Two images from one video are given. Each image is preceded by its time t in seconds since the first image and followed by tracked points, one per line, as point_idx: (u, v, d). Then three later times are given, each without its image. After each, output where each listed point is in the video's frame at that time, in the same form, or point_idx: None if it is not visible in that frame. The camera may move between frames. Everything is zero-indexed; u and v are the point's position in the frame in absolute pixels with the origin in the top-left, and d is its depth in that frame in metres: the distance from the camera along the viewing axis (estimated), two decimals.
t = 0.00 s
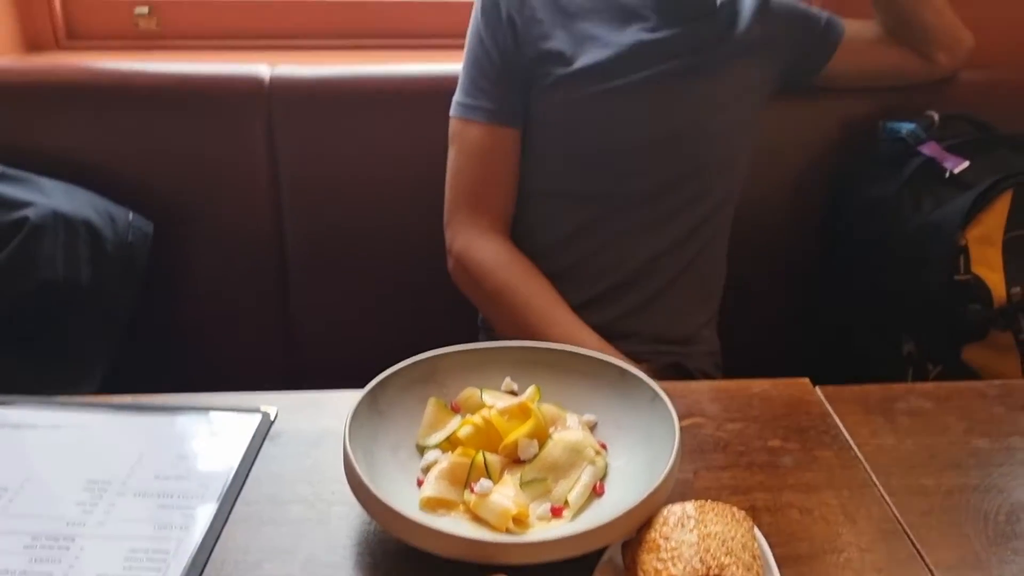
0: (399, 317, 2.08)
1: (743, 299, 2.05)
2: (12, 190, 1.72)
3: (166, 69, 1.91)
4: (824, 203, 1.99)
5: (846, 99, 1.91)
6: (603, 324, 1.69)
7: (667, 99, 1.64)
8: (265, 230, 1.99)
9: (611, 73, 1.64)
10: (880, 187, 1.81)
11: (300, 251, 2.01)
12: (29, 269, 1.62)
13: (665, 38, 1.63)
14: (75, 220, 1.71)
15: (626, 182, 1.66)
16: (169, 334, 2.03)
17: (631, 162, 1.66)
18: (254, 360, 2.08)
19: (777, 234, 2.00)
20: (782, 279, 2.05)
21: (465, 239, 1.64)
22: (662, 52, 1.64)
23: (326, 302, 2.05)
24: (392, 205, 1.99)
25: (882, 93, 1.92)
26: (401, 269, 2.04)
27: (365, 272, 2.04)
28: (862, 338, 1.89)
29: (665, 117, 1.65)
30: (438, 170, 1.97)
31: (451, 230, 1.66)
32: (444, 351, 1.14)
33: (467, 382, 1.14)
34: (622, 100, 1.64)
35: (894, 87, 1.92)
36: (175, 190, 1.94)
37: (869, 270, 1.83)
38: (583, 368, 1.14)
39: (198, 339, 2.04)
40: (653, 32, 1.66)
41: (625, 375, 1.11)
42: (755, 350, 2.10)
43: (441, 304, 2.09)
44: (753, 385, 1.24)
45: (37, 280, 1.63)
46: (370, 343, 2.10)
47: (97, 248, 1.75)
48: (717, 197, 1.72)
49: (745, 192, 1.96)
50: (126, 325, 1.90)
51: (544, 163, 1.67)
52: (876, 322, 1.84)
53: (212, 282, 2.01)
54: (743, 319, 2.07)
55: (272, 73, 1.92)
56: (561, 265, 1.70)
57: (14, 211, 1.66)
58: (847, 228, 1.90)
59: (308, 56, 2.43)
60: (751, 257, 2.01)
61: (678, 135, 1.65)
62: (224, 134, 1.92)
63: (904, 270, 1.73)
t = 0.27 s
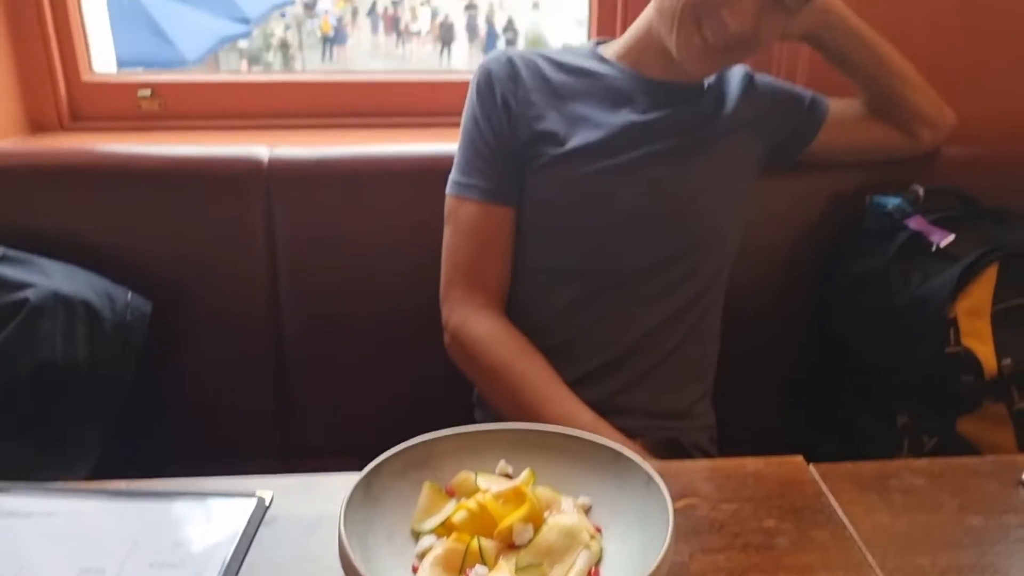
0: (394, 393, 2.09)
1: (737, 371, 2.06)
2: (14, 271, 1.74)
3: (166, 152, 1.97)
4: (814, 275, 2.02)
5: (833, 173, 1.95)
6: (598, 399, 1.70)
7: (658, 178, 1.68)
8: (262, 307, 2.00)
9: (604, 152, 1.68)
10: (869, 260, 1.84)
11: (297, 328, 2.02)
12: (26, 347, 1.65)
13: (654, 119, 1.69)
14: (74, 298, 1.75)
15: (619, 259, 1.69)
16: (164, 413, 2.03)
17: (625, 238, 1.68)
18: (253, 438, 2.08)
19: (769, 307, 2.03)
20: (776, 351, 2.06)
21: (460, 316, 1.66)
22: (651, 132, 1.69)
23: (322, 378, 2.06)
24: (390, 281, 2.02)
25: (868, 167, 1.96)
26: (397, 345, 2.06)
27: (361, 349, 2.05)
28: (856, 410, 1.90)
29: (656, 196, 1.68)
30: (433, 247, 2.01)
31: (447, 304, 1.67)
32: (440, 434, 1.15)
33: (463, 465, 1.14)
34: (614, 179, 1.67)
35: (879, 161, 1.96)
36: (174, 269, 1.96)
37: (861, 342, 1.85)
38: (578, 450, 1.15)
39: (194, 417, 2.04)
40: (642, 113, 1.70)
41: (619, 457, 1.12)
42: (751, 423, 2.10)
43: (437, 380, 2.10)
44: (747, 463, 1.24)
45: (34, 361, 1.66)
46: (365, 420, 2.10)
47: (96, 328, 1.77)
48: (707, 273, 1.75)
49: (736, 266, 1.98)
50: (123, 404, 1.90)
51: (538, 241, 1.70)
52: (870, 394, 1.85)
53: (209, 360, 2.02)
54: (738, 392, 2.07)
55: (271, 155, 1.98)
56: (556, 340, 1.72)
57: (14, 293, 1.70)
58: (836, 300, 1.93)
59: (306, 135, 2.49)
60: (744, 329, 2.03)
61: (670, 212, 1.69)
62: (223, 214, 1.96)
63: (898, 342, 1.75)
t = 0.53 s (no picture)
0: (385, 483, 2.08)
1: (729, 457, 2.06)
2: (6, 365, 1.75)
3: (162, 244, 2.01)
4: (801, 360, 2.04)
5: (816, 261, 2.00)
6: (589, 489, 1.70)
7: (644, 269, 1.71)
8: (253, 397, 2.01)
9: (592, 243, 1.71)
10: (854, 346, 1.86)
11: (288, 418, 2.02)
12: (15, 444, 1.64)
13: (639, 212, 1.73)
14: (66, 392, 1.75)
15: (608, 348, 1.70)
16: (152, 506, 2.02)
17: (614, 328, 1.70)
18: (242, 532, 2.05)
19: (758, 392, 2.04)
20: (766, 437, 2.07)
21: (451, 407, 1.66)
22: (637, 224, 1.73)
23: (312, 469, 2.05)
24: (381, 370, 2.03)
25: (848, 255, 2.01)
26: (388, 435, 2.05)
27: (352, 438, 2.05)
28: (848, 497, 1.89)
29: (644, 286, 1.71)
30: (424, 337, 2.03)
31: (439, 395, 1.68)
32: (428, 533, 1.15)
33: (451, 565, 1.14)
34: (601, 271, 1.70)
35: (860, 250, 2.02)
36: (165, 360, 1.98)
37: (849, 428, 1.86)
38: (567, 548, 1.15)
39: (182, 510, 2.03)
40: (628, 206, 1.75)
41: (608, 555, 1.12)
42: (743, 510, 2.09)
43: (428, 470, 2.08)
44: (738, 558, 1.24)
45: (24, 454, 1.64)
46: (355, 511, 2.08)
47: (85, 422, 1.77)
48: (696, 362, 1.77)
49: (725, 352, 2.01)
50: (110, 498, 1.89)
51: (527, 330, 1.72)
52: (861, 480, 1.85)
53: (199, 451, 2.01)
54: (730, 478, 2.07)
55: (265, 248, 2.02)
56: (546, 430, 1.73)
57: (6, 387, 1.69)
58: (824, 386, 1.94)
59: (300, 225, 2.53)
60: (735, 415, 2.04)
61: (657, 302, 1.72)
62: (216, 306, 1.98)
63: (887, 427, 1.75)
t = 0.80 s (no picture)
0: (374, 563, 2.05)
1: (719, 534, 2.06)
2: None
3: (154, 323, 2.04)
4: (787, 436, 2.06)
5: (799, 338, 2.04)
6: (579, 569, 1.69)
7: (631, 348, 1.74)
8: (241, 476, 2.00)
9: (580, 323, 1.74)
10: (840, 421, 1.88)
11: (276, 497, 2.01)
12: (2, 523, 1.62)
13: (625, 292, 1.77)
14: (53, 472, 1.74)
15: (597, 427, 1.72)
16: None
17: (602, 406, 1.72)
18: None
19: (745, 468, 2.05)
20: (755, 513, 2.07)
21: (441, 485, 1.66)
22: (623, 304, 1.77)
23: (299, 549, 2.02)
24: (370, 448, 2.03)
25: (831, 331, 2.05)
26: (377, 513, 2.04)
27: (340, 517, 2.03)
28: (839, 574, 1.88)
29: (632, 364, 1.73)
30: (413, 414, 2.04)
31: (428, 474, 1.68)
32: None
33: None
34: (589, 349, 1.72)
35: (843, 327, 2.06)
36: (154, 439, 1.97)
37: (836, 504, 1.86)
38: None
39: None
40: (614, 286, 1.79)
41: None
42: None
43: (417, 548, 2.06)
44: None
45: (9, 536, 1.62)
46: None
47: (72, 503, 1.75)
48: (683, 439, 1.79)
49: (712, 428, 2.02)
50: None
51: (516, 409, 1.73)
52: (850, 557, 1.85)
53: (186, 532, 1.99)
54: (720, 555, 2.06)
55: (257, 326, 2.05)
56: (536, 509, 1.73)
57: None
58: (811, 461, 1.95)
59: (292, 302, 2.57)
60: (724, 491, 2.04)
61: (644, 380, 1.74)
62: (206, 384, 1.99)
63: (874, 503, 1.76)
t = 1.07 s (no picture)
0: None
1: None
2: None
3: (148, 375, 2.04)
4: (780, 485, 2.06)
5: (789, 386, 2.05)
6: None
7: (624, 398, 1.75)
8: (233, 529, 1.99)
9: (574, 374, 1.75)
10: (831, 469, 1.89)
11: (268, 550, 2.00)
12: None
13: (617, 343, 1.79)
14: (43, 526, 1.73)
15: (591, 477, 1.72)
16: None
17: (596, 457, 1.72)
18: None
19: (739, 517, 2.05)
20: (749, 563, 2.06)
21: (433, 537, 1.66)
22: (615, 355, 1.78)
23: None
24: (363, 500, 2.02)
25: (821, 380, 2.07)
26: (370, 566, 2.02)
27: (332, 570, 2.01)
28: None
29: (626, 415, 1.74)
30: (407, 465, 2.04)
31: (421, 526, 1.68)
32: None
33: None
34: (582, 400, 1.73)
35: (833, 375, 2.08)
36: (146, 492, 1.96)
37: (830, 553, 1.86)
38: None
39: None
40: (606, 337, 1.81)
41: None
42: None
43: None
44: None
45: None
46: None
47: (62, 558, 1.74)
48: (676, 489, 1.80)
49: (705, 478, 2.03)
50: None
51: (510, 460, 1.74)
52: None
53: None
54: None
55: (251, 377, 2.06)
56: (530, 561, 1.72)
57: None
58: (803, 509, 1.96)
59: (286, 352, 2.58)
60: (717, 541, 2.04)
61: (638, 431, 1.75)
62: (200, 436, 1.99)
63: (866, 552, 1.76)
